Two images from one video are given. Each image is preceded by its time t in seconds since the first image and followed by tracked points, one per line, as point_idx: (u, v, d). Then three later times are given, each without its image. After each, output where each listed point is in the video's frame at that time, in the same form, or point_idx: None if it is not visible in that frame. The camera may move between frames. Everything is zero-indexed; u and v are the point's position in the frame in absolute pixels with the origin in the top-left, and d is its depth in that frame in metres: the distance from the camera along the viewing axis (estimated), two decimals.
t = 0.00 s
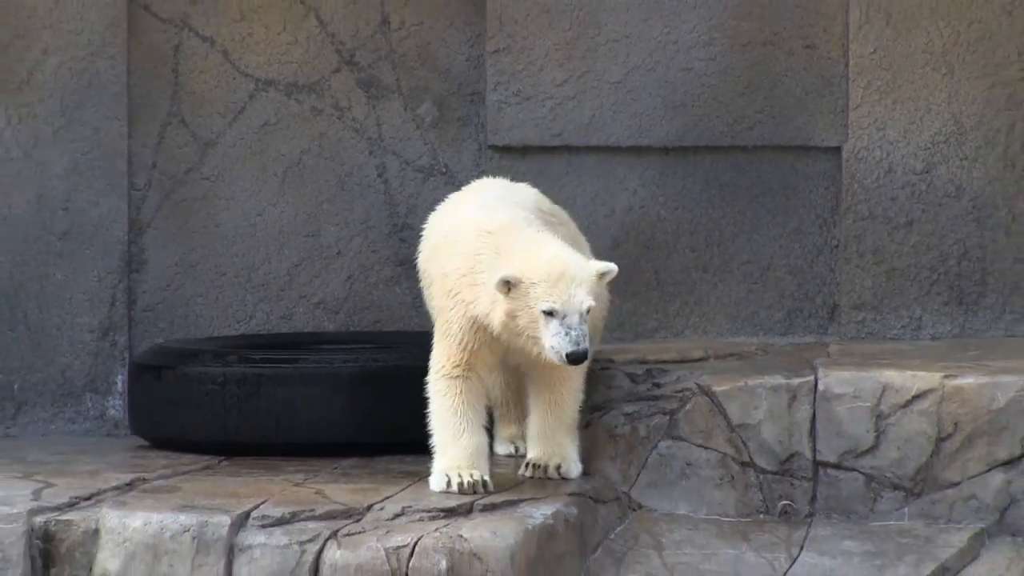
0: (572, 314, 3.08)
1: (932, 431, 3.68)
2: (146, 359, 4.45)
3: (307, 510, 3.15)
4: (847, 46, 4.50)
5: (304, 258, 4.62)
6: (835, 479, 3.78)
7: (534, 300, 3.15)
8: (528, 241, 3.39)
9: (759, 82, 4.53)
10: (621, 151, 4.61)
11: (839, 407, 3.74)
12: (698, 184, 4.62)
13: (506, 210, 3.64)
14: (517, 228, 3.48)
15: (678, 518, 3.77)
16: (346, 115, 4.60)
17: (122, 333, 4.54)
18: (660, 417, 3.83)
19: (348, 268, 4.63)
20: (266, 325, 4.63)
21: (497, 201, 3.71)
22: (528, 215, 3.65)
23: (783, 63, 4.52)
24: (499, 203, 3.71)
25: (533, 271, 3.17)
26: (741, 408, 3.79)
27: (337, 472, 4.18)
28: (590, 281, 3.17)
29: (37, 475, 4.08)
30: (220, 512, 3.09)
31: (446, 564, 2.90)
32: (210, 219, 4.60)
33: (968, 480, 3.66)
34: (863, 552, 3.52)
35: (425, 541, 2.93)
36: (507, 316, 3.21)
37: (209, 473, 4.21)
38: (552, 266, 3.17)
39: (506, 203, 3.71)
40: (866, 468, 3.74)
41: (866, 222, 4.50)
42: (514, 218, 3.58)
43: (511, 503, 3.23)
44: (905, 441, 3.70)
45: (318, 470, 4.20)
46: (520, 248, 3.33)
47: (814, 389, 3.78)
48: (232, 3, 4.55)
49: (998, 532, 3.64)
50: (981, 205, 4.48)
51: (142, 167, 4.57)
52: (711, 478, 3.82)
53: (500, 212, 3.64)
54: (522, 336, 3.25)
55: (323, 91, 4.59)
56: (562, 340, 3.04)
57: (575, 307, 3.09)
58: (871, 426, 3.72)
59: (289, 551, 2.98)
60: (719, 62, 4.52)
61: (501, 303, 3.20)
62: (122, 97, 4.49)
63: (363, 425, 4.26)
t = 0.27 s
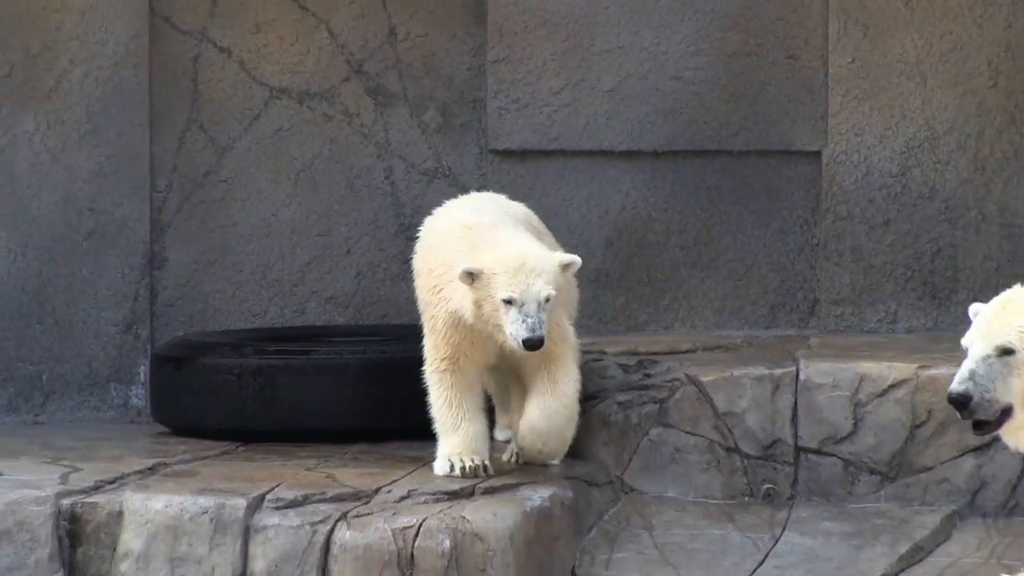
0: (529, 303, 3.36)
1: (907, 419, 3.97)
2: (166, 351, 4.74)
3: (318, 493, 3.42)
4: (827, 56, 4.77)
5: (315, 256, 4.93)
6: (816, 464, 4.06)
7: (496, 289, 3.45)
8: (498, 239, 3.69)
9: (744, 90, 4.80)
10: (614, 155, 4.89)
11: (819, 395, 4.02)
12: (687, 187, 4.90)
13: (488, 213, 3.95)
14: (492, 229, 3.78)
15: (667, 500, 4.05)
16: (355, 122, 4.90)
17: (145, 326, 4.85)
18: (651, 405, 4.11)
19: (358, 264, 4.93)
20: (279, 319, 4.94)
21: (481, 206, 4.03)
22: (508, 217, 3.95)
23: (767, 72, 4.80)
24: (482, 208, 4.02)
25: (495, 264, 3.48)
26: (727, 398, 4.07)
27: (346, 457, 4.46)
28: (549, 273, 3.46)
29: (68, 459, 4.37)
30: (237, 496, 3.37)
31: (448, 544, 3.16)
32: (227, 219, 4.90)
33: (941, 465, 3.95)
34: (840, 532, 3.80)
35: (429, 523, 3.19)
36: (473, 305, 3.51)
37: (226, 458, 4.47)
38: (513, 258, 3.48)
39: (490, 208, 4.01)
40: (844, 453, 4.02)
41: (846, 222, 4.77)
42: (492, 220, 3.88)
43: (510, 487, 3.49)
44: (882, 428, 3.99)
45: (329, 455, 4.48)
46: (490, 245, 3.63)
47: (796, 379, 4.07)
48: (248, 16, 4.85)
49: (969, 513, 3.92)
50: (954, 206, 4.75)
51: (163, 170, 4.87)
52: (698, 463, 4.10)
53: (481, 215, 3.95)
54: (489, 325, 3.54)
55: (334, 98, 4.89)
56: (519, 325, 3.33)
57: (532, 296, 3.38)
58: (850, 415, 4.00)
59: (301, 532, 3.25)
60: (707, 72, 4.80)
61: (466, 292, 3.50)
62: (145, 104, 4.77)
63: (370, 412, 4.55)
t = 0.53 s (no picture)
0: (521, 298, 3.51)
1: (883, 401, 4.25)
2: (183, 337, 5.02)
3: (326, 472, 3.68)
4: (808, 59, 5.05)
5: (324, 248, 5.21)
6: (796, 444, 4.34)
7: (484, 286, 3.58)
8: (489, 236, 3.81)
9: (729, 91, 5.08)
10: (606, 152, 5.16)
11: (800, 378, 4.30)
12: (676, 182, 5.18)
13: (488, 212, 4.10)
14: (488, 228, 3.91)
15: (656, 478, 4.34)
16: (362, 121, 5.18)
17: (163, 313, 5.14)
18: (641, 388, 4.41)
19: (364, 256, 5.22)
20: (291, 308, 5.23)
21: (483, 207, 4.17)
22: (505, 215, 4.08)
23: (751, 73, 5.08)
24: (484, 207, 4.16)
25: (484, 261, 3.60)
26: (712, 380, 4.37)
27: (353, 438, 4.73)
28: (537, 267, 3.59)
29: (90, 438, 4.67)
30: (250, 473, 3.63)
31: (451, 519, 3.40)
32: (241, 213, 5.19)
33: (915, 445, 4.24)
34: (820, 507, 4.08)
35: (432, 499, 3.44)
36: (462, 301, 3.63)
37: (240, 439, 4.73)
38: (502, 256, 3.59)
39: (492, 207, 4.15)
40: (824, 434, 4.31)
41: (826, 215, 5.04)
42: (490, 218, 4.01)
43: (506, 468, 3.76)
44: (859, 410, 4.27)
45: (336, 435, 4.76)
46: (481, 241, 3.75)
47: (778, 363, 4.36)
48: (261, 22, 5.14)
49: (940, 490, 4.21)
50: (928, 199, 5.00)
51: (181, 167, 5.15)
52: (686, 443, 4.39)
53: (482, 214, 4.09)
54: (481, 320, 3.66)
55: (341, 99, 5.17)
56: (513, 322, 3.48)
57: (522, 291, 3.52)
58: (829, 398, 4.28)
59: (312, 507, 3.50)
60: (694, 73, 5.08)
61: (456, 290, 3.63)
62: (163, 104, 5.07)
63: (377, 394, 4.84)
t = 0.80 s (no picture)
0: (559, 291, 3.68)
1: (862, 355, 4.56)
2: (200, 296, 5.32)
3: (337, 423, 3.97)
4: (791, 34, 5.31)
5: (334, 212, 5.53)
6: (782, 396, 4.66)
7: (519, 279, 3.71)
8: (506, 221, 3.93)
9: (717, 64, 5.36)
10: (600, 121, 5.47)
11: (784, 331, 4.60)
12: (666, 150, 5.49)
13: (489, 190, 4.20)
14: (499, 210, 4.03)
15: (647, 428, 4.64)
16: (370, 92, 5.49)
17: (182, 274, 5.49)
18: (634, 344, 4.70)
19: (373, 220, 5.53)
20: (303, 268, 5.56)
21: (483, 183, 4.27)
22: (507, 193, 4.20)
23: (738, 47, 5.36)
24: (485, 184, 4.26)
25: (518, 253, 3.71)
26: (702, 336, 4.66)
27: (362, 390, 5.02)
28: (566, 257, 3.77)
29: (115, 390, 5.00)
30: (265, 425, 3.90)
31: (454, 469, 3.73)
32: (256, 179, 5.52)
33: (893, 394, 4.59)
34: (802, 456, 4.37)
35: (435, 449, 3.75)
36: (496, 293, 3.73)
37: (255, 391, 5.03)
38: (530, 249, 3.72)
39: (491, 185, 4.26)
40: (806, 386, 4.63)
41: (807, 180, 5.30)
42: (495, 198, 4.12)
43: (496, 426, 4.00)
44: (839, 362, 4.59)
45: (346, 387, 5.07)
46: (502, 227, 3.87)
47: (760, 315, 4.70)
48: None
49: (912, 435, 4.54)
50: (905, 165, 5.27)
51: (199, 135, 5.48)
52: (676, 394, 4.68)
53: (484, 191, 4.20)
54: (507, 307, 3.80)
55: (351, 71, 5.48)
56: (556, 313, 3.67)
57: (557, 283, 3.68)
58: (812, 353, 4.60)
59: (323, 455, 3.80)
60: (683, 47, 5.36)
61: (489, 282, 3.73)
62: (181, 76, 5.38)
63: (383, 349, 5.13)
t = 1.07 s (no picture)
0: (576, 248, 3.81)
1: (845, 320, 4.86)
2: (217, 266, 5.59)
3: (346, 388, 4.12)
4: (776, 18, 5.60)
5: (344, 186, 5.85)
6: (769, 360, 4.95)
7: (538, 237, 3.81)
8: (512, 186, 4.04)
9: (707, 46, 5.66)
10: (597, 101, 5.79)
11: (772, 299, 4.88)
12: (657, 128, 5.81)
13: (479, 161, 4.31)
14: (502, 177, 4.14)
15: (641, 390, 4.94)
16: (378, 73, 5.80)
17: (201, 245, 5.79)
18: (628, 310, 5.01)
19: (381, 194, 5.86)
20: (315, 239, 5.90)
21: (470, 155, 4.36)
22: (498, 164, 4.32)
23: (726, 31, 5.65)
24: (474, 156, 4.36)
25: (536, 214, 3.83)
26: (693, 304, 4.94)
27: (372, 353, 5.32)
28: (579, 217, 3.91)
29: (136, 355, 5.26)
30: (277, 389, 4.07)
31: (458, 431, 3.90)
32: (271, 154, 5.83)
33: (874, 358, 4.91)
34: (787, 420, 4.65)
35: (440, 412, 3.93)
36: (516, 254, 3.84)
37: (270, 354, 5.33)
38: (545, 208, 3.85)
39: (479, 157, 4.36)
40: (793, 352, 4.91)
41: (791, 156, 5.61)
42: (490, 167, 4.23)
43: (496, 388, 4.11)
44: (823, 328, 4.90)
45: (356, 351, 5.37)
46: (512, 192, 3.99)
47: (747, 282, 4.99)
48: None
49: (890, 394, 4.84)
50: (886, 141, 5.57)
51: (216, 113, 5.80)
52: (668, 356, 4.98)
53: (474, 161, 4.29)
54: (523, 268, 3.90)
55: (360, 52, 5.79)
56: (572, 269, 3.80)
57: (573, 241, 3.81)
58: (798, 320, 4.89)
59: (334, 417, 3.96)
60: (675, 30, 5.66)
61: (510, 244, 3.83)
62: (199, 58, 5.69)
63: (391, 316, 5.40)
